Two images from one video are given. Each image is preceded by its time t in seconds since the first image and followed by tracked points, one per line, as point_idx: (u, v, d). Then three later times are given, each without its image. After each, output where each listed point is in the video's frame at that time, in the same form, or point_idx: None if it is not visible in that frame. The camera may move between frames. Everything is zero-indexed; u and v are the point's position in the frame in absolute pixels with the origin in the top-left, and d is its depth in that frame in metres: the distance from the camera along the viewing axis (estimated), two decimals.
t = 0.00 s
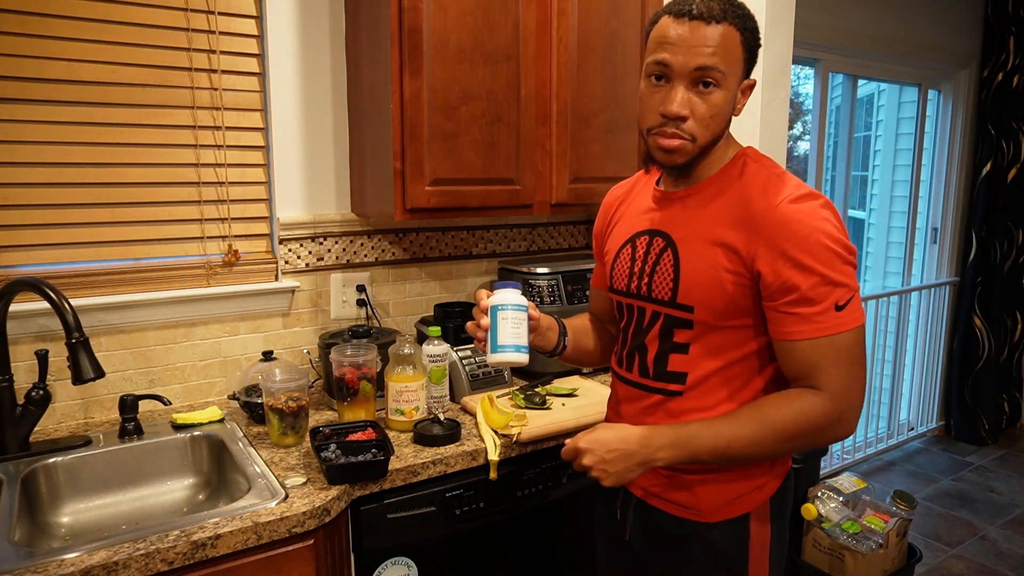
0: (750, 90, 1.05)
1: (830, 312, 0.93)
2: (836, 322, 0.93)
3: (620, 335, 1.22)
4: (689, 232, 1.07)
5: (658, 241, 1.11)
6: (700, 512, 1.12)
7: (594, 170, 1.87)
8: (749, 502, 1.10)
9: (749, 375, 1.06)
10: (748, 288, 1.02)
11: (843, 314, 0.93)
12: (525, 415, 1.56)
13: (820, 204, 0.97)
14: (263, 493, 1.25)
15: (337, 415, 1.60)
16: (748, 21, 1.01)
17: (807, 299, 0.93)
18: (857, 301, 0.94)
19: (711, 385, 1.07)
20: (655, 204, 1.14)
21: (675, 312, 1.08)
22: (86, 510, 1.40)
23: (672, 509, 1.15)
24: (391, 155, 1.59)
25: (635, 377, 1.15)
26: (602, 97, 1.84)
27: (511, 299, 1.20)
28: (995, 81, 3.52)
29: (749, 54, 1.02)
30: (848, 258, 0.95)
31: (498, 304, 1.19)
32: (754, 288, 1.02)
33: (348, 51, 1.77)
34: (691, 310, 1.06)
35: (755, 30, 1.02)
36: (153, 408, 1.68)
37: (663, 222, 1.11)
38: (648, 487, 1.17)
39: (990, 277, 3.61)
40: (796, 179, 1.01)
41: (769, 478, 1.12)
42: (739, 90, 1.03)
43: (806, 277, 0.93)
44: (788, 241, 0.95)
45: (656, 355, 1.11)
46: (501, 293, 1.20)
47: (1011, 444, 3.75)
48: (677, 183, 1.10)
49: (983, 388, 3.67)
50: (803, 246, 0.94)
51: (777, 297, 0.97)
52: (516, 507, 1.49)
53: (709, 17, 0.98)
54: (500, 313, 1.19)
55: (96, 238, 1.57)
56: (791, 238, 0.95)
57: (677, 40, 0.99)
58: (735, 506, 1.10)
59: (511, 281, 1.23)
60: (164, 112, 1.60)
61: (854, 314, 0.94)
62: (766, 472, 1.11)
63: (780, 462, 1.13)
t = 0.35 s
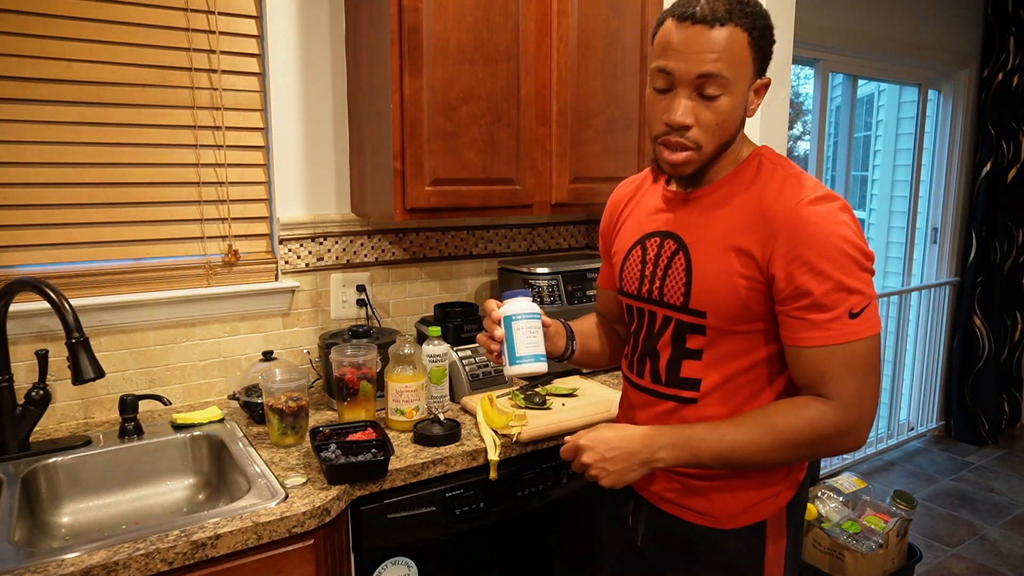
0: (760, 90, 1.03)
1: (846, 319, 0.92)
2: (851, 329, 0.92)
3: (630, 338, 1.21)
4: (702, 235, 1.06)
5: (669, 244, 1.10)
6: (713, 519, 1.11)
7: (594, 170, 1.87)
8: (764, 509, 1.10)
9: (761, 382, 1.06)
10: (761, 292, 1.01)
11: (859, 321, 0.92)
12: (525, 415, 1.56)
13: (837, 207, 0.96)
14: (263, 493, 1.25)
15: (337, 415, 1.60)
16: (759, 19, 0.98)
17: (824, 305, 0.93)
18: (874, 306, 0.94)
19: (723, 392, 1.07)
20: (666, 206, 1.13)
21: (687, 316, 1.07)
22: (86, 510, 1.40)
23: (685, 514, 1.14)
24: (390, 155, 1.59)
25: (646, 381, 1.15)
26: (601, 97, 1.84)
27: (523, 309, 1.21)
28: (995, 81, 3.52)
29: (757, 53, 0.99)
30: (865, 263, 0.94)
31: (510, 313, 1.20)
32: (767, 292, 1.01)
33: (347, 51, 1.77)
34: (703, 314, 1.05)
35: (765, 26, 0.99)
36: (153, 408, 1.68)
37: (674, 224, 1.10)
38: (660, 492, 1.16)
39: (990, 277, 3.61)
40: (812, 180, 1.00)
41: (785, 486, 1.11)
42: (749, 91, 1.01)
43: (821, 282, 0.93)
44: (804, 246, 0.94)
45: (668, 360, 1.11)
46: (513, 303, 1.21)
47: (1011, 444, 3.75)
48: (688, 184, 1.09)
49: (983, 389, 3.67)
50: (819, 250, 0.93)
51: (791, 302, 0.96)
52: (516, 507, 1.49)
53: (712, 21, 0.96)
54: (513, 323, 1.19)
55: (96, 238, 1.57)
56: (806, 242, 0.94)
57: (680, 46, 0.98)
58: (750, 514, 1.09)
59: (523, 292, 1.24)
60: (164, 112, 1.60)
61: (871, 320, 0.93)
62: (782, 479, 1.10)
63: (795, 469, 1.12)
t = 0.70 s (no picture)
0: (755, 92, 0.97)
1: (865, 328, 0.88)
2: (871, 339, 0.88)
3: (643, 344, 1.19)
4: (715, 240, 1.03)
5: (682, 248, 1.08)
6: (728, 531, 1.08)
7: (594, 170, 1.87)
8: (782, 523, 1.07)
9: (778, 391, 1.03)
10: (776, 300, 0.98)
11: (879, 331, 0.88)
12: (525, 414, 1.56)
13: (857, 212, 0.92)
14: (263, 493, 1.25)
15: (337, 415, 1.60)
16: (736, 21, 0.94)
17: (839, 314, 0.89)
18: (896, 316, 0.89)
19: (738, 400, 1.04)
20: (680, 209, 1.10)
21: (699, 323, 1.05)
22: (87, 510, 1.40)
23: (698, 525, 1.11)
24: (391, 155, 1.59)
25: (658, 389, 1.13)
26: (602, 97, 1.84)
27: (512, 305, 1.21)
28: (995, 81, 3.52)
29: (735, 56, 0.94)
30: (887, 270, 0.90)
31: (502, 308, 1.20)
32: (782, 299, 0.98)
33: (348, 51, 1.77)
34: (715, 321, 1.03)
35: (747, 27, 0.95)
36: (153, 408, 1.68)
37: (687, 228, 1.08)
38: (672, 502, 1.14)
39: (990, 277, 3.61)
40: (832, 182, 0.96)
41: (803, 499, 1.08)
42: (735, 97, 0.96)
43: (839, 290, 0.89)
44: (820, 252, 0.91)
45: (681, 367, 1.09)
46: (502, 302, 1.21)
47: (1011, 444, 3.75)
48: (702, 187, 1.06)
49: (983, 389, 3.67)
50: (836, 256, 0.89)
51: (807, 310, 0.93)
52: (517, 507, 1.49)
53: (673, 33, 0.95)
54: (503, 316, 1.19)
55: (96, 238, 1.57)
56: (823, 247, 0.91)
57: (647, 59, 0.98)
58: (766, 527, 1.06)
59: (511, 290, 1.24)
60: (164, 112, 1.60)
61: (892, 330, 0.89)
62: (800, 493, 1.07)
63: (813, 482, 1.09)
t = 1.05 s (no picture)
0: (790, 89, 1.00)
1: (878, 326, 0.87)
2: (884, 337, 0.87)
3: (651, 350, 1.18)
4: (724, 240, 1.03)
5: (690, 250, 1.07)
6: (737, 542, 1.06)
7: (594, 170, 1.87)
8: (792, 535, 1.05)
9: (790, 395, 1.01)
10: (787, 300, 0.97)
11: (893, 328, 0.87)
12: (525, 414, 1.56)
13: (868, 207, 0.92)
14: (263, 493, 1.25)
15: (337, 415, 1.60)
16: (788, 15, 0.96)
17: (852, 311, 0.88)
18: (910, 313, 0.88)
19: (748, 406, 1.03)
20: (688, 211, 1.10)
21: (709, 326, 1.04)
22: (87, 510, 1.40)
23: (706, 536, 1.09)
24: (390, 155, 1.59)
25: (667, 395, 1.12)
26: (601, 96, 1.84)
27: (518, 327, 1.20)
28: (995, 81, 3.52)
29: (787, 49, 0.97)
30: (900, 267, 0.89)
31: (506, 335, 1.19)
32: (793, 299, 0.97)
33: (348, 51, 1.77)
34: (725, 322, 1.02)
35: (794, 20, 0.97)
36: (153, 408, 1.68)
37: (696, 229, 1.08)
38: (680, 511, 1.13)
39: (990, 277, 3.61)
40: (842, 180, 0.96)
41: (815, 511, 1.07)
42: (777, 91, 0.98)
43: (851, 287, 0.88)
44: (832, 248, 0.90)
45: (690, 372, 1.07)
46: (507, 327, 1.20)
47: (1011, 444, 3.75)
48: (711, 188, 1.06)
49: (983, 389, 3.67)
50: (847, 252, 0.89)
51: (819, 308, 0.92)
52: (517, 507, 1.49)
53: (740, 18, 0.94)
54: (508, 344, 1.19)
55: (96, 239, 1.57)
56: (833, 244, 0.90)
57: (706, 45, 0.96)
58: (777, 540, 1.05)
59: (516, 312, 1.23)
60: (164, 112, 1.60)
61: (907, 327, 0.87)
62: (811, 505, 1.06)
63: (825, 493, 1.08)
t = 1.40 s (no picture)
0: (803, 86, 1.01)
1: (895, 327, 0.87)
2: (901, 338, 0.87)
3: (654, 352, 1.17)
4: (735, 241, 1.02)
5: (699, 251, 1.06)
6: (742, 548, 1.06)
7: (594, 170, 1.87)
8: (797, 540, 1.05)
9: (800, 398, 1.01)
10: (799, 301, 0.97)
11: (909, 329, 0.87)
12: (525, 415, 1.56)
13: (883, 208, 0.92)
14: (263, 493, 1.25)
15: (337, 415, 1.60)
16: (806, 12, 0.97)
17: (869, 312, 0.88)
18: (924, 314, 0.89)
19: (756, 408, 1.02)
20: (697, 211, 1.10)
21: (718, 327, 1.03)
22: (87, 510, 1.40)
23: (711, 542, 1.09)
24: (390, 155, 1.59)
25: (672, 397, 1.10)
26: (601, 96, 1.84)
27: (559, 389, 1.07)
28: (995, 81, 3.52)
29: (804, 45, 0.98)
30: (914, 267, 0.89)
31: (545, 395, 1.06)
32: (805, 300, 0.97)
33: (348, 51, 1.77)
34: (735, 324, 1.01)
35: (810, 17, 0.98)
36: (153, 408, 1.68)
37: (704, 230, 1.07)
38: (683, 516, 1.12)
39: (991, 277, 3.61)
40: (853, 181, 0.96)
41: (819, 515, 1.07)
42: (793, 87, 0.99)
43: (867, 287, 0.88)
44: (848, 249, 0.90)
45: (698, 374, 1.06)
46: (547, 383, 1.06)
47: (1011, 445, 3.75)
48: (720, 187, 1.05)
49: (983, 389, 3.67)
50: (863, 252, 0.89)
51: (833, 309, 0.92)
52: (517, 508, 1.49)
53: (763, 10, 0.94)
54: (548, 406, 1.06)
55: (96, 239, 1.57)
56: (848, 244, 0.90)
57: (729, 36, 0.96)
58: (783, 545, 1.05)
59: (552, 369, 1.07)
60: (164, 112, 1.60)
61: (921, 329, 0.88)
62: (815, 510, 1.06)
63: (829, 498, 1.08)
